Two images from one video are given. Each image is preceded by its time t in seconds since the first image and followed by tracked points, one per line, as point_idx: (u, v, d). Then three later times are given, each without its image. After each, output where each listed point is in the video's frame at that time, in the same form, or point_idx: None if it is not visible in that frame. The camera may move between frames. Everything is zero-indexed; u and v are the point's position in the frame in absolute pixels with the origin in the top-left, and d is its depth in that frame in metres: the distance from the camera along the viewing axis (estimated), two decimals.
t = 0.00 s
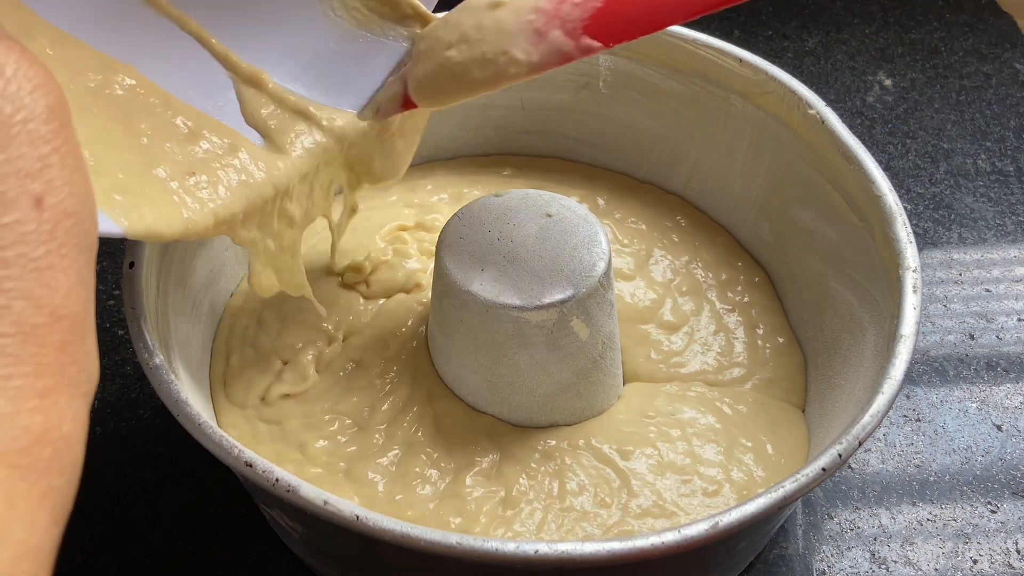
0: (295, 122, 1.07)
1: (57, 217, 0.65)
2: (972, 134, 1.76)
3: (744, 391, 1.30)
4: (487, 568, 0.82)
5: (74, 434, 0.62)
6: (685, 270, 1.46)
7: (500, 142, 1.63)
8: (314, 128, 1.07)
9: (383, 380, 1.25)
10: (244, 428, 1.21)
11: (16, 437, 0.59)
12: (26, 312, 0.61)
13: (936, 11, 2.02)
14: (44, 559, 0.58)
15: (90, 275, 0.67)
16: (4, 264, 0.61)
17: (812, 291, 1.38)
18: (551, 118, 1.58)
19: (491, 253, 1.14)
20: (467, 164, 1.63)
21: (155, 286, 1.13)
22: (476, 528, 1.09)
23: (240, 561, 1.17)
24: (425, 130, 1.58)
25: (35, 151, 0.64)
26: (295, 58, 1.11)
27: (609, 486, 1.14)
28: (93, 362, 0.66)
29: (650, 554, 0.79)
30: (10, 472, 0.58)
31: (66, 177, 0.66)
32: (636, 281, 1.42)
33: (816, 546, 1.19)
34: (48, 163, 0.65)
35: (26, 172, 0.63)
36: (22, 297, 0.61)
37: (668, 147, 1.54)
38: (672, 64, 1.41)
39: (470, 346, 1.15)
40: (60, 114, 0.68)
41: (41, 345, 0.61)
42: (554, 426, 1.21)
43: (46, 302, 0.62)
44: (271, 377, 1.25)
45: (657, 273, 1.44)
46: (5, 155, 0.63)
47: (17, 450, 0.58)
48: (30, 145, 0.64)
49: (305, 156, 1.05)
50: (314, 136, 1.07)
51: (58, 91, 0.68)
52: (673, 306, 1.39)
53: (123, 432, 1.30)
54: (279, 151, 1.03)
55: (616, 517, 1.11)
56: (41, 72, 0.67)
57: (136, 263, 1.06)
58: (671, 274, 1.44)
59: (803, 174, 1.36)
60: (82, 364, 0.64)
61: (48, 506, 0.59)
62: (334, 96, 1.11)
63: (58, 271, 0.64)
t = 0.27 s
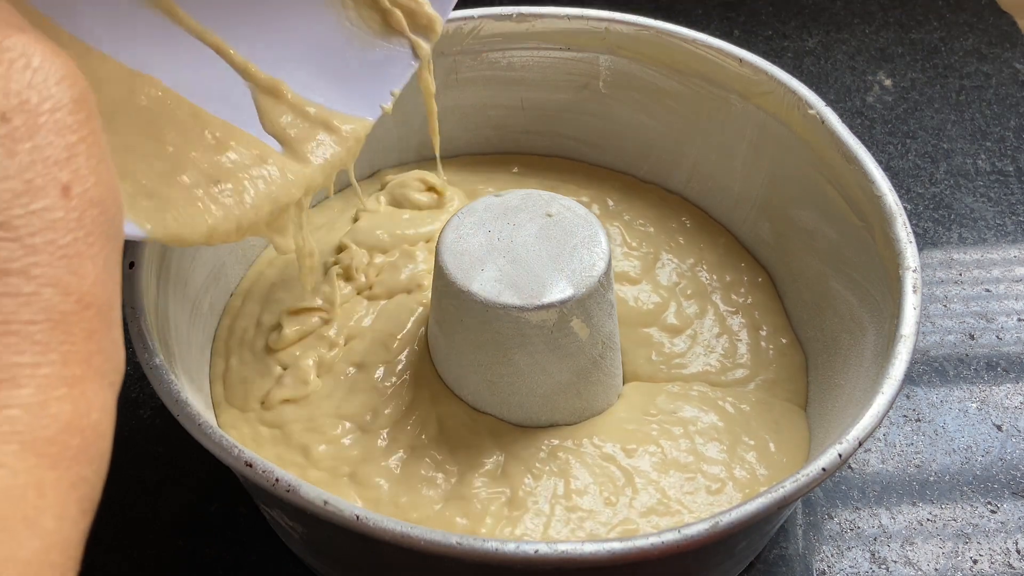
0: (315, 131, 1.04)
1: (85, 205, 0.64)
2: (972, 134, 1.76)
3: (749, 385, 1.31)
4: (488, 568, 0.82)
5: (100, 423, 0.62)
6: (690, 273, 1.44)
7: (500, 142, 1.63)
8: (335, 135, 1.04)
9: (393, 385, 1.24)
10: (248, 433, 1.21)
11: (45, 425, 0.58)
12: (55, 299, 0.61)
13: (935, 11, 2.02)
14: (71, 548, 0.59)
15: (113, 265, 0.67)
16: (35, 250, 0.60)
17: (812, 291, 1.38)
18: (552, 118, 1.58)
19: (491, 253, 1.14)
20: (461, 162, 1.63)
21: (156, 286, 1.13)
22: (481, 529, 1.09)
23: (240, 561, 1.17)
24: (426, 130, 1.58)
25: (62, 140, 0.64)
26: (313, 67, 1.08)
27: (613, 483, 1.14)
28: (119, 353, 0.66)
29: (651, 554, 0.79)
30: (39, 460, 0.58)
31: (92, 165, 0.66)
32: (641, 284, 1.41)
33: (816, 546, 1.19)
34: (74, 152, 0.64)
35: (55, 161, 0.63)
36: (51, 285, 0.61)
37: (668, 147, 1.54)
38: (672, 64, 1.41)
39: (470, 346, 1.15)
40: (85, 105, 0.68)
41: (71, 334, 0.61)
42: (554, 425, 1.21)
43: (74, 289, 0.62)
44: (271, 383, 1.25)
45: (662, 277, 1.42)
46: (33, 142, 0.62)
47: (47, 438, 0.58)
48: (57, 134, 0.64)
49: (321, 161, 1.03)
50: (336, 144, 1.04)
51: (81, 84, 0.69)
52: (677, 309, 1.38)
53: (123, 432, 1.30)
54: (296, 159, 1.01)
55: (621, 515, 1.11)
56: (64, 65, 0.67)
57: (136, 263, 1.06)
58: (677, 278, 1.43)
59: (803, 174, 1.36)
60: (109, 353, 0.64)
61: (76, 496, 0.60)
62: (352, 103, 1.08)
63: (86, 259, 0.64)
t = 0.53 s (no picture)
0: (340, 99, 0.99)
1: (69, 194, 0.63)
2: (972, 134, 1.76)
3: (751, 387, 1.30)
4: (488, 568, 0.82)
5: (95, 419, 0.62)
6: (695, 276, 1.44)
7: (501, 142, 1.63)
8: (363, 100, 0.99)
9: (393, 389, 1.24)
10: (250, 436, 1.21)
11: (35, 424, 0.58)
12: (41, 294, 0.60)
13: (935, 11, 2.02)
14: (69, 550, 0.58)
15: (106, 254, 0.66)
16: (16, 246, 0.60)
17: (812, 291, 1.39)
18: (552, 117, 1.58)
19: (491, 252, 1.14)
20: (460, 161, 1.63)
21: (155, 286, 1.13)
22: (486, 530, 1.10)
23: (240, 561, 1.17)
24: (426, 130, 1.58)
25: (43, 129, 0.63)
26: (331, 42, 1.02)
27: (617, 482, 1.14)
28: (116, 344, 0.66)
29: (652, 555, 0.79)
30: (30, 460, 0.58)
31: (77, 154, 0.65)
32: (646, 288, 1.40)
33: (816, 546, 1.19)
34: (56, 141, 0.63)
35: (34, 150, 0.62)
36: (36, 280, 0.60)
37: (668, 147, 1.54)
38: (672, 64, 1.41)
39: (470, 346, 1.15)
40: (70, 90, 0.66)
41: (59, 329, 0.61)
42: (554, 425, 1.21)
43: (60, 284, 0.61)
44: (270, 387, 1.25)
45: (667, 280, 1.41)
46: (11, 133, 0.61)
47: (37, 436, 0.58)
48: (37, 123, 0.63)
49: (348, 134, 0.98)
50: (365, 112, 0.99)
51: (66, 65, 0.67)
52: (680, 313, 1.37)
53: (123, 431, 1.30)
54: (324, 126, 0.97)
55: (626, 514, 1.11)
56: (47, 49, 0.66)
57: (136, 263, 1.07)
58: (681, 281, 1.42)
59: (803, 174, 1.36)
60: (108, 348, 0.65)
61: (71, 494, 0.60)
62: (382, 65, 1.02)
63: (71, 251, 0.63)
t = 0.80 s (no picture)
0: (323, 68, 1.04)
1: (30, 165, 0.63)
2: (972, 134, 1.76)
3: (753, 388, 1.30)
4: (488, 568, 0.82)
5: (73, 389, 0.63)
6: (698, 279, 1.44)
7: (501, 142, 1.63)
8: (345, 69, 1.04)
9: (393, 391, 1.24)
10: (251, 438, 1.21)
11: (11, 396, 0.59)
12: (8, 266, 0.60)
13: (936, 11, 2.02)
14: (50, 521, 0.58)
15: (76, 222, 0.66)
16: None
17: (812, 291, 1.39)
18: (552, 117, 1.58)
19: (491, 252, 1.14)
20: (459, 161, 1.62)
21: (155, 286, 1.13)
22: (490, 531, 1.10)
23: (240, 561, 1.17)
24: (426, 130, 1.58)
25: None
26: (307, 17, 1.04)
27: (621, 481, 1.15)
28: (92, 313, 0.66)
29: (651, 554, 0.79)
30: (6, 434, 0.57)
31: (36, 122, 0.64)
32: (650, 291, 1.40)
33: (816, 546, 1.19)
34: (11, 112, 0.63)
35: None
36: (3, 253, 0.60)
37: (668, 147, 1.54)
38: (672, 64, 1.41)
39: (470, 346, 1.15)
40: (24, 58, 0.65)
41: (29, 300, 0.61)
42: (554, 425, 1.21)
43: (29, 256, 0.61)
44: (271, 390, 1.25)
45: (670, 284, 1.41)
46: None
47: (13, 410, 0.58)
48: None
49: (334, 103, 1.02)
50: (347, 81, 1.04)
51: (20, 34, 0.66)
52: (683, 316, 1.37)
53: (123, 432, 1.30)
54: (309, 98, 1.01)
55: (630, 513, 1.12)
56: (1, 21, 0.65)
57: (135, 263, 1.07)
58: (684, 283, 1.42)
59: (803, 174, 1.36)
60: (83, 319, 0.65)
61: (51, 468, 0.59)
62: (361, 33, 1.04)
63: (36, 222, 0.62)
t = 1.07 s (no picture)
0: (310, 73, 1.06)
1: (23, 173, 0.66)
2: (973, 134, 1.76)
3: (756, 387, 1.30)
4: (488, 568, 0.82)
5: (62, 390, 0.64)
6: (701, 280, 1.43)
7: (501, 142, 1.63)
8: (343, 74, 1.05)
9: (394, 392, 1.23)
10: (251, 440, 1.21)
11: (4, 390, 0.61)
12: None
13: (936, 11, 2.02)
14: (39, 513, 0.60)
15: (65, 227, 0.69)
16: None
17: (812, 291, 1.39)
18: (552, 117, 1.58)
19: (491, 252, 1.14)
20: (460, 161, 1.62)
21: (155, 286, 1.13)
22: (493, 531, 1.10)
23: (240, 561, 1.17)
24: (426, 130, 1.58)
25: None
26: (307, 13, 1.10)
27: (623, 480, 1.14)
28: (80, 316, 0.69)
29: (651, 554, 0.79)
30: None
31: (28, 132, 0.68)
32: (653, 294, 1.40)
33: (816, 546, 1.19)
34: (6, 122, 0.67)
35: None
36: None
37: (668, 147, 1.54)
38: (671, 64, 1.41)
39: (469, 346, 1.15)
40: (21, 71, 0.69)
41: (20, 301, 0.63)
42: (554, 425, 1.21)
43: (21, 259, 0.64)
44: (272, 392, 1.25)
45: (673, 286, 1.41)
46: None
47: (3, 406, 0.60)
48: None
49: (319, 107, 1.04)
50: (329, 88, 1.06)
51: (18, 50, 0.71)
52: (685, 318, 1.37)
53: (123, 432, 1.30)
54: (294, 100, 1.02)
55: (633, 511, 1.11)
56: None
57: (136, 263, 1.06)
58: (687, 286, 1.42)
59: (802, 174, 1.36)
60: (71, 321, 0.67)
61: (40, 462, 0.61)
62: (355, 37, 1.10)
63: (28, 228, 0.65)
